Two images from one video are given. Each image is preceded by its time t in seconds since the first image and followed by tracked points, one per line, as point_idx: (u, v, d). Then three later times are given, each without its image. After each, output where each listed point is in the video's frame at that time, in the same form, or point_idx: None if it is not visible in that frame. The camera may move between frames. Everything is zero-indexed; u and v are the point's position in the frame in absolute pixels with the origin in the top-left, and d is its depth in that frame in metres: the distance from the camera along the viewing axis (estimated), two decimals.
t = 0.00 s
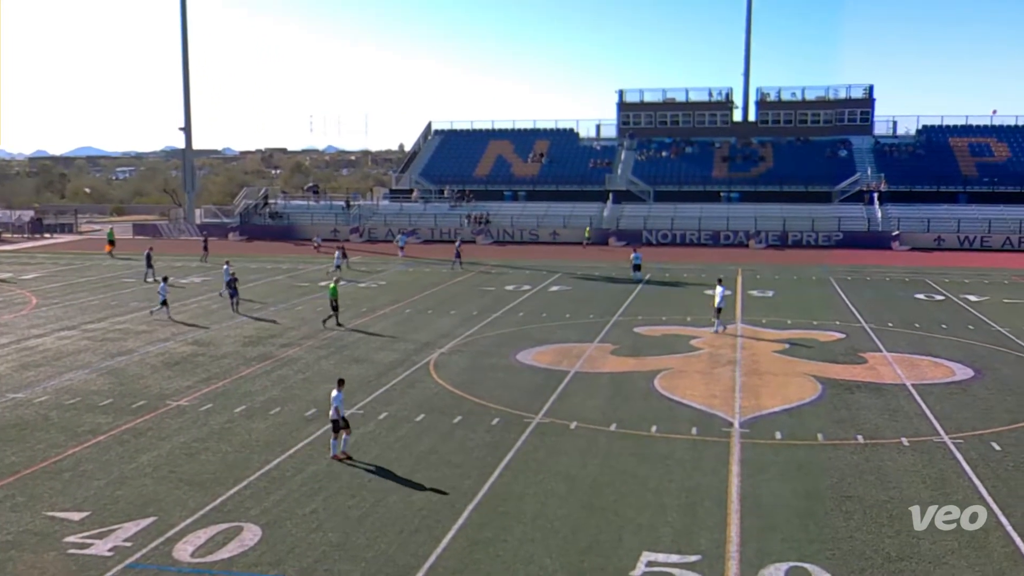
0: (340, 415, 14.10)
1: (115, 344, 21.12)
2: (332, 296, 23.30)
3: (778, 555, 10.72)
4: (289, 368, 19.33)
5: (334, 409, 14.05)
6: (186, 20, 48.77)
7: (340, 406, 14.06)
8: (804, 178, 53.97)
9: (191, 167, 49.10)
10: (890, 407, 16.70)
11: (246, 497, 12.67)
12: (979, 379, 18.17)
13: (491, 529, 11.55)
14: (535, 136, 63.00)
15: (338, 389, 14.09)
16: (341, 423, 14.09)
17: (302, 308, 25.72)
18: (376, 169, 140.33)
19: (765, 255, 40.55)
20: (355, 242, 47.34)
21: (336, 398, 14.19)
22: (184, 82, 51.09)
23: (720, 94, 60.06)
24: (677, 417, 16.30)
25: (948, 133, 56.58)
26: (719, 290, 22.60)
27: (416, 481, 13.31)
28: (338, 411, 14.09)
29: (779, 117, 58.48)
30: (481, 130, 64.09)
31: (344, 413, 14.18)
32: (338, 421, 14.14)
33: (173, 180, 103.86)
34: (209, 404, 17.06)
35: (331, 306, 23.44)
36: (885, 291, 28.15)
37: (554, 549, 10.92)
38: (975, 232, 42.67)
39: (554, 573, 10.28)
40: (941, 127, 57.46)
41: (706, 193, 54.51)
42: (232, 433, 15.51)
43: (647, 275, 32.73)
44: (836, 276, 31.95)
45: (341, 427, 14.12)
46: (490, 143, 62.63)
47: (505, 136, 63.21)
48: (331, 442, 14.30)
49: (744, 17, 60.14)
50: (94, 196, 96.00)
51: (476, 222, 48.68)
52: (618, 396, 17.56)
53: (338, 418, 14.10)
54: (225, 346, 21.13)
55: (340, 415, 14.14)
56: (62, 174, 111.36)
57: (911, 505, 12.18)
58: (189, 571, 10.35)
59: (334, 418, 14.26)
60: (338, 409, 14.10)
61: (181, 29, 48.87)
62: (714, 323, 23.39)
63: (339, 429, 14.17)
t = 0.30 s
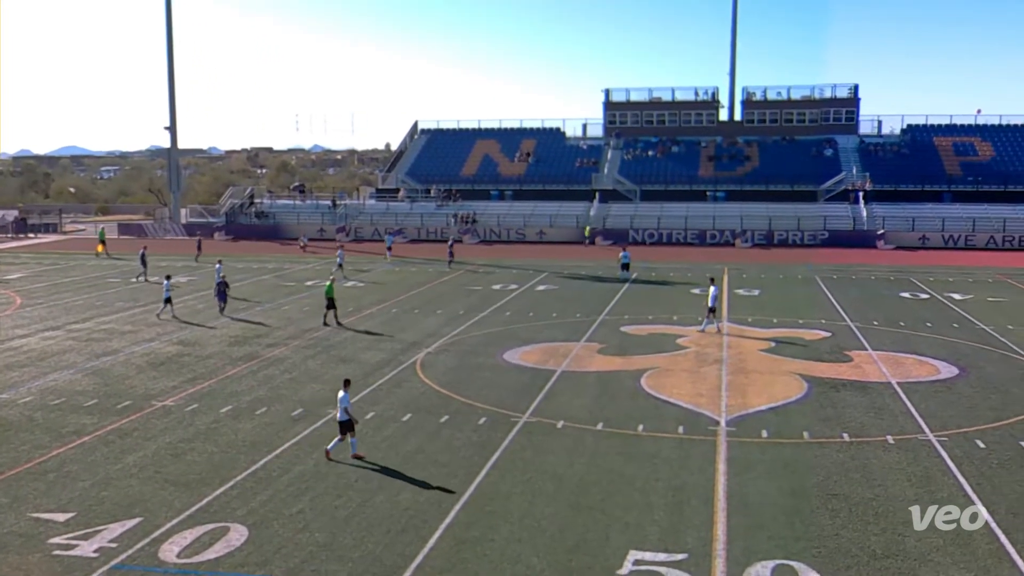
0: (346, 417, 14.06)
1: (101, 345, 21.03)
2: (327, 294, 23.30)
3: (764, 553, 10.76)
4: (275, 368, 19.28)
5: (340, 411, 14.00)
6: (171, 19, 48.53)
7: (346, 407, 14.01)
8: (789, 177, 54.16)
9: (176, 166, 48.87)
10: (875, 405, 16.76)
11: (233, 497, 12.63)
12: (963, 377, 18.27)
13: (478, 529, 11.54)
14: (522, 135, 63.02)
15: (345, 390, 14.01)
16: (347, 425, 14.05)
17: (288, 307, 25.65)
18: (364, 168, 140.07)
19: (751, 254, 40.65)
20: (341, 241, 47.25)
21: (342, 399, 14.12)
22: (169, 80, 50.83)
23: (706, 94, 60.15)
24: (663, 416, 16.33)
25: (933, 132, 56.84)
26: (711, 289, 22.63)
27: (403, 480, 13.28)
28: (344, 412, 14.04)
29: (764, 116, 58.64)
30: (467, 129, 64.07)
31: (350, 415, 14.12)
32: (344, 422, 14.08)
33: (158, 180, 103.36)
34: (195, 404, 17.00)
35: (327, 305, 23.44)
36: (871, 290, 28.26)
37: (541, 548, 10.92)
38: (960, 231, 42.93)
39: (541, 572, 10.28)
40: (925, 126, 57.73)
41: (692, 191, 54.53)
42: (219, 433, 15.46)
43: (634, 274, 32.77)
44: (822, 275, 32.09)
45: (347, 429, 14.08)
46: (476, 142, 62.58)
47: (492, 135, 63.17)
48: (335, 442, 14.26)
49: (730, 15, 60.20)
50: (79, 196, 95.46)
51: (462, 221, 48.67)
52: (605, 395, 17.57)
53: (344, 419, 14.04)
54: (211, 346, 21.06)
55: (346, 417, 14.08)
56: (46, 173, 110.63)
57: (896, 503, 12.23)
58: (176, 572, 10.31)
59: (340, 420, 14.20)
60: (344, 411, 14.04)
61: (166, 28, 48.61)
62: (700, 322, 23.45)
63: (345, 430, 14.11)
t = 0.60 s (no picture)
0: (353, 417, 13.97)
1: (88, 345, 20.96)
2: (327, 294, 23.27)
3: (752, 552, 10.77)
4: (263, 368, 19.25)
5: (347, 411, 13.91)
6: (158, 17, 48.33)
7: (353, 408, 13.92)
8: (777, 176, 54.33)
9: (163, 166, 48.72)
10: (862, 404, 16.82)
11: (221, 498, 12.60)
12: (949, 376, 18.35)
13: (467, 528, 11.53)
14: (510, 134, 63.03)
15: (352, 390, 13.90)
16: (353, 425, 13.96)
17: (276, 307, 25.59)
18: (353, 167, 139.80)
19: (739, 253, 40.73)
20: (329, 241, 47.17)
21: (349, 399, 14.03)
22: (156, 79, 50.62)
23: (694, 93, 60.28)
24: (652, 415, 16.34)
25: (919, 131, 57.07)
26: (707, 289, 22.65)
27: (391, 480, 13.27)
28: (351, 413, 13.95)
29: (752, 116, 58.81)
30: (455, 128, 64.05)
31: (357, 415, 14.03)
32: (351, 422, 14.00)
33: (145, 179, 102.90)
34: (183, 404, 16.94)
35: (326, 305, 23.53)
36: (858, 289, 28.36)
37: (530, 547, 10.93)
38: (945, 230, 43.15)
39: (530, 571, 10.28)
40: (912, 126, 57.97)
41: (680, 190, 54.60)
42: (207, 433, 15.42)
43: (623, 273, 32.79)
44: (810, 274, 32.22)
45: (353, 429, 13.99)
46: (465, 141, 62.55)
47: (480, 135, 63.16)
48: (342, 442, 14.20)
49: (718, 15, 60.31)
50: (65, 196, 94.96)
51: (451, 220, 48.66)
52: (594, 394, 17.59)
53: (350, 420, 13.96)
54: (199, 346, 21.00)
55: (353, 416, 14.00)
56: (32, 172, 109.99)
57: (883, 501, 12.27)
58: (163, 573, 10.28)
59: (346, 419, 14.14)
60: (351, 410, 13.95)
61: (153, 26, 48.40)
62: (688, 321, 23.51)
63: (352, 430, 14.03)
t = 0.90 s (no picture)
0: (363, 417, 13.93)
1: (77, 345, 20.89)
2: (327, 294, 23.24)
3: (743, 551, 10.79)
4: (253, 368, 19.21)
5: (358, 410, 13.88)
6: (147, 17, 48.16)
7: (364, 407, 13.88)
8: (767, 176, 54.43)
9: (153, 165, 48.57)
10: (852, 403, 16.87)
11: (211, 498, 12.57)
12: (938, 375, 18.41)
13: (458, 528, 11.53)
14: (500, 134, 63.03)
15: (362, 390, 13.86)
16: (364, 425, 13.92)
17: (266, 307, 25.55)
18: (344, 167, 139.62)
19: (729, 252, 40.78)
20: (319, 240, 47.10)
21: (360, 399, 13.99)
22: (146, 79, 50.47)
23: (684, 93, 60.37)
24: (643, 414, 16.36)
25: (909, 131, 57.23)
26: (706, 288, 22.58)
27: (382, 479, 13.25)
28: (362, 412, 13.91)
29: (742, 115, 58.91)
30: (446, 128, 64.01)
31: (367, 414, 14.00)
32: (361, 422, 13.96)
33: (134, 179, 102.57)
34: (173, 405, 16.89)
35: (327, 304, 23.54)
36: (848, 288, 28.42)
37: (521, 547, 10.92)
38: (935, 229, 43.28)
39: (521, 571, 10.27)
40: (902, 126, 58.13)
41: (670, 190, 54.65)
42: (196, 433, 15.39)
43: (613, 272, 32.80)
44: (800, 273, 32.30)
45: (364, 429, 13.94)
46: (455, 141, 62.53)
47: (470, 134, 63.16)
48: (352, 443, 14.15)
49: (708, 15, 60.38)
50: (54, 196, 94.61)
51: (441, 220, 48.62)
52: (585, 394, 17.60)
53: (361, 419, 13.92)
54: (189, 346, 20.95)
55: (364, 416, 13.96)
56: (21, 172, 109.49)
57: (873, 500, 12.31)
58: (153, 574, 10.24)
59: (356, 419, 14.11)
60: (362, 410, 13.92)
61: (143, 25, 48.27)
62: (678, 321, 23.54)
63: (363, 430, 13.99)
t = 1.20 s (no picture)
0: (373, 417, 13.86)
1: (66, 345, 20.81)
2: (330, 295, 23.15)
3: (734, 550, 10.81)
4: (243, 368, 19.17)
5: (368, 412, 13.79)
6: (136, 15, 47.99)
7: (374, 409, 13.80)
8: (757, 176, 54.56)
9: (142, 165, 48.42)
10: (843, 402, 16.90)
11: (201, 498, 12.53)
12: (928, 373, 18.49)
13: (449, 528, 11.52)
14: (491, 134, 63.04)
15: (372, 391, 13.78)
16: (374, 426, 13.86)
17: (256, 307, 25.50)
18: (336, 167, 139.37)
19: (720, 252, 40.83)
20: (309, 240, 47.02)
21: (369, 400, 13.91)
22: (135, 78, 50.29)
23: (675, 92, 60.44)
24: (633, 414, 16.37)
25: (899, 131, 57.44)
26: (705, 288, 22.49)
27: (373, 480, 13.23)
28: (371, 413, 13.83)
29: (733, 115, 58.97)
30: (437, 128, 63.99)
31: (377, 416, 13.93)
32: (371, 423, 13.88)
33: (124, 179, 102.24)
34: (162, 405, 16.84)
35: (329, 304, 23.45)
36: (838, 287, 28.48)
37: (511, 547, 10.92)
38: (925, 229, 43.39)
39: (512, 571, 10.27)
40: (892, 125, 58.28)
41: (661, 190, 54.70)
42: (187, 433, 15.35)
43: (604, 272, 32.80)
44: (789, 272, 32.37)
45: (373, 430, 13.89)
46: (446, 141, 62.50)
47: (461, 134, 63.14)
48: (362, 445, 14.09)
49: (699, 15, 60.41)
50: (43, 195, 94.30)
51: (432, 219, 48.56)
52: (576, 394, 17.60)
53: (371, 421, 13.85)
54: (179, 346, 20.90)
55: (373, 418, 13.88)
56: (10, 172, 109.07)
57: (863, 498, 12.35)
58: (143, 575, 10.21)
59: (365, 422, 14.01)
60: (372, 411, 13.83)
61: (132, 24, 48.11)
62: (669, 320, 23.58)
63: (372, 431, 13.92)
